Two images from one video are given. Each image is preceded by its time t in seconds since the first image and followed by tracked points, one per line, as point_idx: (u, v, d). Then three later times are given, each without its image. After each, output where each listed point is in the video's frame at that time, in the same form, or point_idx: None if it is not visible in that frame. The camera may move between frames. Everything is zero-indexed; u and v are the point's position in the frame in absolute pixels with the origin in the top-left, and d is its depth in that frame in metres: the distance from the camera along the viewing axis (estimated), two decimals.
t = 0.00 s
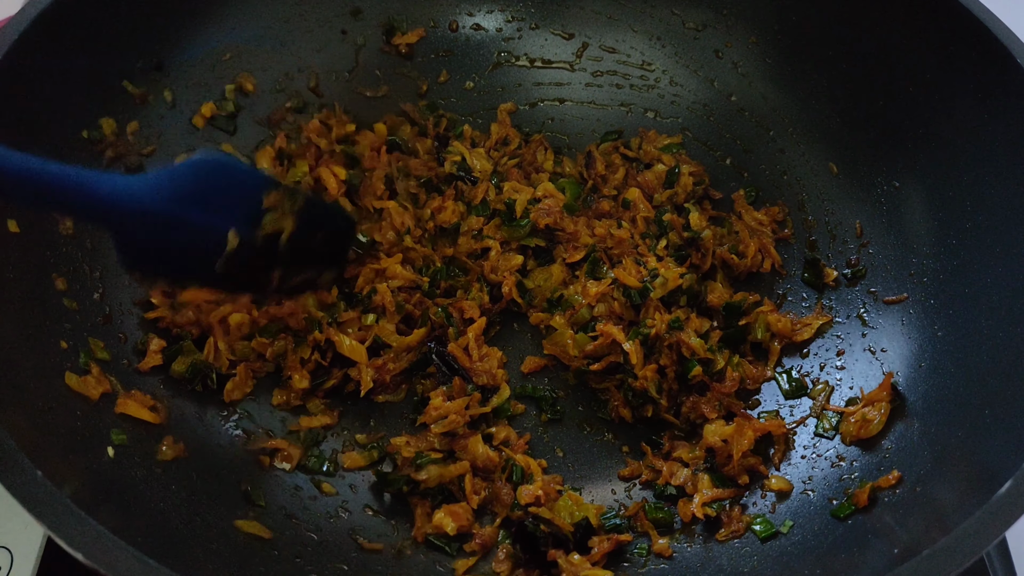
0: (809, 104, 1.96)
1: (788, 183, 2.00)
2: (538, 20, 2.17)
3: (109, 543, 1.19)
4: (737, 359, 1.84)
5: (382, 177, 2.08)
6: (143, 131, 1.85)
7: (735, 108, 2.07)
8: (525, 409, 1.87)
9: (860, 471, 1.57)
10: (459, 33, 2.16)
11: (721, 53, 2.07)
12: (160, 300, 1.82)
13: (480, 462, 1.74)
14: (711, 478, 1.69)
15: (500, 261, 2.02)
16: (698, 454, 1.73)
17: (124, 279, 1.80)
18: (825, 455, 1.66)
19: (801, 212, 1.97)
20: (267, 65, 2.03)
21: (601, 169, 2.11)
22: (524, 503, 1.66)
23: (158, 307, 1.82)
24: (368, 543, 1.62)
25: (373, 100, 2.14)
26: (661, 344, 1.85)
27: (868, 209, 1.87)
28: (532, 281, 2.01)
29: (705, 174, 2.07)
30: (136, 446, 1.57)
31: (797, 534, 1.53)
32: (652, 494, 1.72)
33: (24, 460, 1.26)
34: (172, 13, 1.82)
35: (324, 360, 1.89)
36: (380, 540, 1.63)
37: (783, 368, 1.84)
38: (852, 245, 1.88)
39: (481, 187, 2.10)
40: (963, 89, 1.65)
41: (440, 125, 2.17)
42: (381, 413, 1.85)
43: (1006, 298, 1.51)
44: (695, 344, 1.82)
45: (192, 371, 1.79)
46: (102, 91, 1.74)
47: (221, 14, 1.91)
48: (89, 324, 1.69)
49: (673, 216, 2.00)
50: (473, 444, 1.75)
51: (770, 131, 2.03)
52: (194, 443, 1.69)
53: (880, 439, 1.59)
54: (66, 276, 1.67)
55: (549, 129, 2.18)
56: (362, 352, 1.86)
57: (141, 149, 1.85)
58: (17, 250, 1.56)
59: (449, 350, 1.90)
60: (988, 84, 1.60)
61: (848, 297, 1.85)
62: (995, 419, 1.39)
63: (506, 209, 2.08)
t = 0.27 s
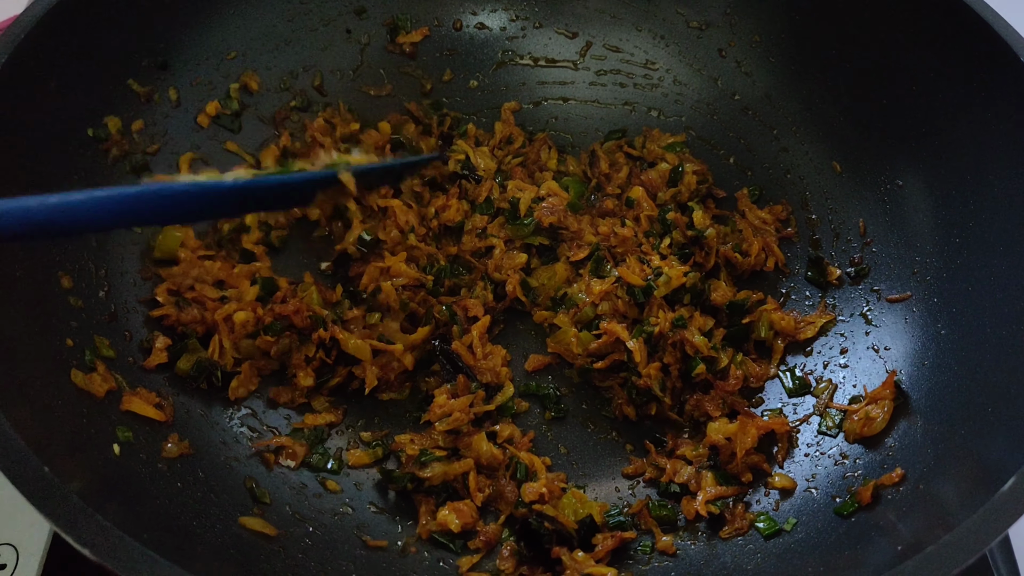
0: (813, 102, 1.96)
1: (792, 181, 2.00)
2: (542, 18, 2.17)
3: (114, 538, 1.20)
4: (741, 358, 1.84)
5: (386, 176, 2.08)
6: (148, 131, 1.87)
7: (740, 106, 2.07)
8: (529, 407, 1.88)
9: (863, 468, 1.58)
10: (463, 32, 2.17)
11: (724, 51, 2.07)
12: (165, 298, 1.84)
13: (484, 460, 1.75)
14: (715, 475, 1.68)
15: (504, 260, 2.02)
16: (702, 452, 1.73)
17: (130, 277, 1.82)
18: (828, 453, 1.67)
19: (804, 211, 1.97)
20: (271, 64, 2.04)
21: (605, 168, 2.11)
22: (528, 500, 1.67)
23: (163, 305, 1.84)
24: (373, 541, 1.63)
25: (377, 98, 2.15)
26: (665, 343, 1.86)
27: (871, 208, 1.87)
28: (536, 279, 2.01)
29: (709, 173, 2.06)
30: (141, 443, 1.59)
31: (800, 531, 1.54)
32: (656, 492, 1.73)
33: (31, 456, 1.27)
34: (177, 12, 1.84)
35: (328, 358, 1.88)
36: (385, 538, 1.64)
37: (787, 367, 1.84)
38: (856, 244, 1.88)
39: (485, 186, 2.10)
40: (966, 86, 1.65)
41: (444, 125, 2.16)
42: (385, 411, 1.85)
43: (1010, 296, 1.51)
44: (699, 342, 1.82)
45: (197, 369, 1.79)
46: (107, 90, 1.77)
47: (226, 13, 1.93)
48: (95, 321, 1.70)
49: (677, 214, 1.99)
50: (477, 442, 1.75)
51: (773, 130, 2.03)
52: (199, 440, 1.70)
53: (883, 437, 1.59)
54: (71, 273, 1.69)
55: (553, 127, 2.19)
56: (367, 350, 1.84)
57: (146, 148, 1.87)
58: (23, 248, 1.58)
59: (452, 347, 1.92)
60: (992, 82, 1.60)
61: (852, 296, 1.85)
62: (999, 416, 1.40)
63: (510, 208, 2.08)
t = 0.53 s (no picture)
0: (816, 100, 1.95)
1: (795, 180, 1.99)
2: (545, 17, 2.15)
3: (122, 535, 1.20)
4: (744, 356, 1.85)
5: (390, 176, 2.11)
6: (152, 130, 1.88)
7: (742, 105, 2.07)
8: (533, 406, 1.88)
9: (866, 467, 1.58)
10: (465, 32, 2.16)
11: (727, 51, 2.06)
12: (169, 296, 1.85)
13: (487, 458, 1.75)
14: (717, 473, 1.69)
15: (507, 258, 2.03)
16: (705, 450, 1.73)
17: (134, 276, 1.83)
18: (831, 451, 1.67)
19: (807, 210, 1.97)
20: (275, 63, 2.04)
21: (607, 167, 2.12)
22: (531, 498, 1.67)
23: (167, 304, 1.84)
24: (376, 538, 1.63)
25: (380, 97, 2.16)
26: (668, 341, 1.86)
27: (873, 206, 1.86)
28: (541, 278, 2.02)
29: (711, 172, 2.08)
30: (146, 441, 1.59)
31: (802, 529, 1.54)
32: (658, 490, 1.73)
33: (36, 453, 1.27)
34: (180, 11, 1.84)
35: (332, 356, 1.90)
36: (388, 535, 1.65)
37: (789, 365, 1.85)
38: (859, 243, 1.88)
39: (488, 185, 2.12)
40: (970, 85, 1.65)
41: (447, 124, 2.18)
42: (388, 408, 1.86)
43: (1013, 295, 1.51)
44: (701, 341, 1.82)
45: (200, 367, 1.80)
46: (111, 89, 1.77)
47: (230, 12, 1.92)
48: (99, 319, 1.71)
49: (680, 214, 2.01)
50: (480, 440, 1.76)
51: (776, 129, 2.02)
52: (203, 438, 1.70)
53: (886, 436, 1.59)
54: (77, 272, 1.69)
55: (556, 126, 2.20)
56: (370, 348, 1.85)
57: (151, 147, 1.88)
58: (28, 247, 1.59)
59: (456, 346, 1.91)
60: (997, 80, 1.60)
61: (855, 294, 1.85)
62: (1001, 415, 1.40)
63: (513, 207, 2.08)
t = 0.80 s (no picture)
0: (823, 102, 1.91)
1: (798, 181, 1.97)
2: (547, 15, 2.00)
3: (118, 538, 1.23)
4: (744, 357, 1.85)
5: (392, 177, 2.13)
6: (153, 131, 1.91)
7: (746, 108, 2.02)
8: (533, 406, 1.88)
9: (867, 468, 1.58)
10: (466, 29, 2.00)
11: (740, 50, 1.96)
12: (170, 298, 1.87)
13: (488, 459, 1.76)
14: (718, 475, 1.69)
15: (508, 259, 2.05)
16: (705, 452, 1.74)
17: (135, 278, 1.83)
18: (832, 453, 1.68)
19: (807, 212, 1.99)
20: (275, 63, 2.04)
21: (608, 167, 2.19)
22: (532, 500, 1.67)
23: (168, 305, 1.87)
24: (376, 540, 1.62)
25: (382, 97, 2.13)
26: (669, 342, 1.87)
27: (872, 206, 1.86)
28: (545, 280, 2.04)
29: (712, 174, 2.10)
30: (147, 443, 1.59)
31: (804, 530, 1.53)
32: (659, 492, 1.73)
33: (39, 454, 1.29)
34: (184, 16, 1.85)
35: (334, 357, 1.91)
36: (389, 536, 1.65)
37: (790, 367, 1.85)
38: (859, 244, 1.89)
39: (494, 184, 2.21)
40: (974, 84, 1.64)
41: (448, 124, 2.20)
42: (390, 410, 1.86)
43: (1013, 295, 1.50)
44: (701, 342, 1.83)
45: (201, 369, 1.81)
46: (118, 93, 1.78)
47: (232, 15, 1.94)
48: (101, 321, 1.71)
49: (680, 215, 2.02)
50: (481, 442, 1.76)
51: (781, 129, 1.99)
52: (203, 440, 1.70)
53: (887, 437, 1.60)
54: (78, 273, 1.69)
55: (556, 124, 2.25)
56: (371, 351, 1.86)
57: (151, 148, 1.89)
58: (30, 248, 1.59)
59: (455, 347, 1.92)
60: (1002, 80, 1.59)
61: (855, 295, 1.87)
62: (1001, 415, 1.40)
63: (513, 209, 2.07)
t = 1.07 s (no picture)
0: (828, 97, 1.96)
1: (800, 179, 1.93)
2: None
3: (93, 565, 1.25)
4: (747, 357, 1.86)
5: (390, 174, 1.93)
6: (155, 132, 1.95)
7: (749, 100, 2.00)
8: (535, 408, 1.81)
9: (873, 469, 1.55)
10: None
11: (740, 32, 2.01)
12: (169, 297, 1.86)
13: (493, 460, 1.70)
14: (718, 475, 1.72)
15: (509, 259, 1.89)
16: (706, 452, 1.77)
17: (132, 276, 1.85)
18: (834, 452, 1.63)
19: (807, 211, 1.91)
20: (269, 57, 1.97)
21: (609, 168, 2.05)
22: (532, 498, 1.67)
23: (167, 304, 1.87)
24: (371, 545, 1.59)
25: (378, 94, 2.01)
26: (671, 342, 1.91)
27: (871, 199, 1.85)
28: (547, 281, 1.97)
29: (713, 173, 2.01)
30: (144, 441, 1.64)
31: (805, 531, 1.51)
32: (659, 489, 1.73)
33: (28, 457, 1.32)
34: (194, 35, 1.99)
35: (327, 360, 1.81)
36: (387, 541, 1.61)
37: (792, 365, 1.84)
38: (862, 242, 1.84)
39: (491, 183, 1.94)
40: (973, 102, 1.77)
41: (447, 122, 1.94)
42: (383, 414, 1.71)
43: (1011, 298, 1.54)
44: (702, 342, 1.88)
45: (201, 367, 1.85)
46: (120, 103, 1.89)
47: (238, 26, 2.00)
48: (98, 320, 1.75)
49: (683, 214, 2.03)
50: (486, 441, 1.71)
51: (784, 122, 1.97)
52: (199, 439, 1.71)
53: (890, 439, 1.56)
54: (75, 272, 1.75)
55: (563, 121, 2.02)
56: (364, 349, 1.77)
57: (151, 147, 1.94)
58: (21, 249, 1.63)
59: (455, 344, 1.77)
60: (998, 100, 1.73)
61: (857, 294, 1.82)
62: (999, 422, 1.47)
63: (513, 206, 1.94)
